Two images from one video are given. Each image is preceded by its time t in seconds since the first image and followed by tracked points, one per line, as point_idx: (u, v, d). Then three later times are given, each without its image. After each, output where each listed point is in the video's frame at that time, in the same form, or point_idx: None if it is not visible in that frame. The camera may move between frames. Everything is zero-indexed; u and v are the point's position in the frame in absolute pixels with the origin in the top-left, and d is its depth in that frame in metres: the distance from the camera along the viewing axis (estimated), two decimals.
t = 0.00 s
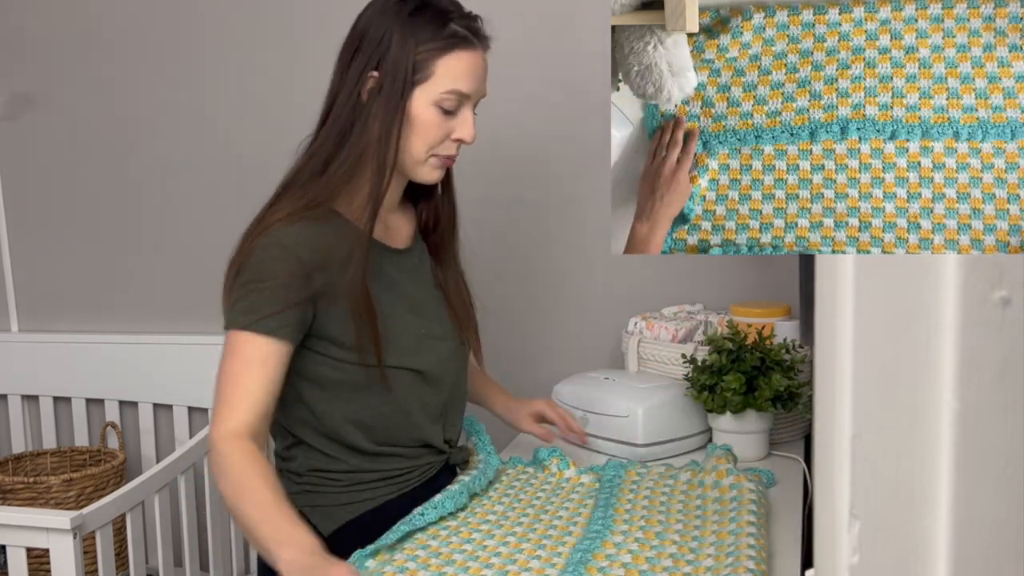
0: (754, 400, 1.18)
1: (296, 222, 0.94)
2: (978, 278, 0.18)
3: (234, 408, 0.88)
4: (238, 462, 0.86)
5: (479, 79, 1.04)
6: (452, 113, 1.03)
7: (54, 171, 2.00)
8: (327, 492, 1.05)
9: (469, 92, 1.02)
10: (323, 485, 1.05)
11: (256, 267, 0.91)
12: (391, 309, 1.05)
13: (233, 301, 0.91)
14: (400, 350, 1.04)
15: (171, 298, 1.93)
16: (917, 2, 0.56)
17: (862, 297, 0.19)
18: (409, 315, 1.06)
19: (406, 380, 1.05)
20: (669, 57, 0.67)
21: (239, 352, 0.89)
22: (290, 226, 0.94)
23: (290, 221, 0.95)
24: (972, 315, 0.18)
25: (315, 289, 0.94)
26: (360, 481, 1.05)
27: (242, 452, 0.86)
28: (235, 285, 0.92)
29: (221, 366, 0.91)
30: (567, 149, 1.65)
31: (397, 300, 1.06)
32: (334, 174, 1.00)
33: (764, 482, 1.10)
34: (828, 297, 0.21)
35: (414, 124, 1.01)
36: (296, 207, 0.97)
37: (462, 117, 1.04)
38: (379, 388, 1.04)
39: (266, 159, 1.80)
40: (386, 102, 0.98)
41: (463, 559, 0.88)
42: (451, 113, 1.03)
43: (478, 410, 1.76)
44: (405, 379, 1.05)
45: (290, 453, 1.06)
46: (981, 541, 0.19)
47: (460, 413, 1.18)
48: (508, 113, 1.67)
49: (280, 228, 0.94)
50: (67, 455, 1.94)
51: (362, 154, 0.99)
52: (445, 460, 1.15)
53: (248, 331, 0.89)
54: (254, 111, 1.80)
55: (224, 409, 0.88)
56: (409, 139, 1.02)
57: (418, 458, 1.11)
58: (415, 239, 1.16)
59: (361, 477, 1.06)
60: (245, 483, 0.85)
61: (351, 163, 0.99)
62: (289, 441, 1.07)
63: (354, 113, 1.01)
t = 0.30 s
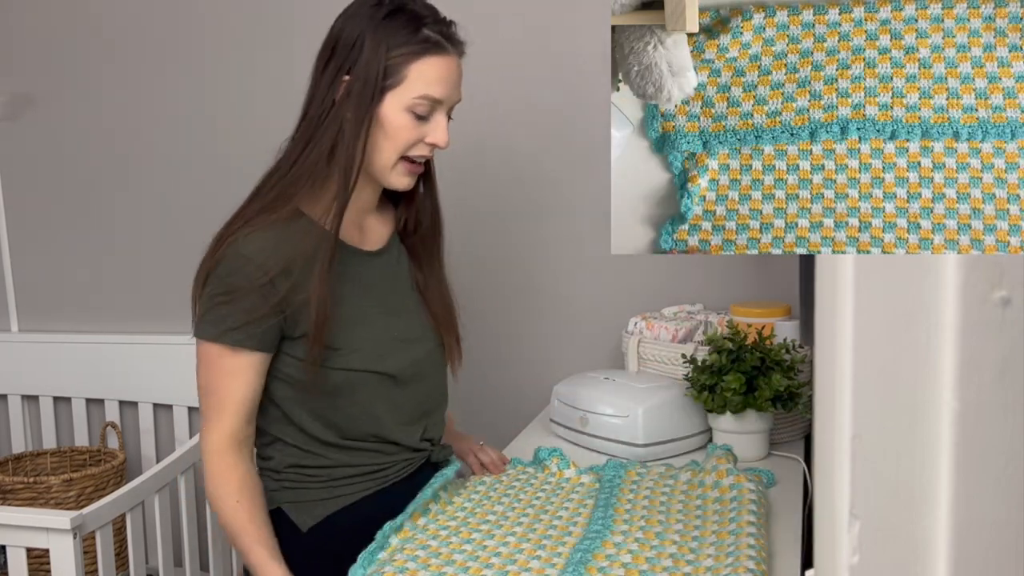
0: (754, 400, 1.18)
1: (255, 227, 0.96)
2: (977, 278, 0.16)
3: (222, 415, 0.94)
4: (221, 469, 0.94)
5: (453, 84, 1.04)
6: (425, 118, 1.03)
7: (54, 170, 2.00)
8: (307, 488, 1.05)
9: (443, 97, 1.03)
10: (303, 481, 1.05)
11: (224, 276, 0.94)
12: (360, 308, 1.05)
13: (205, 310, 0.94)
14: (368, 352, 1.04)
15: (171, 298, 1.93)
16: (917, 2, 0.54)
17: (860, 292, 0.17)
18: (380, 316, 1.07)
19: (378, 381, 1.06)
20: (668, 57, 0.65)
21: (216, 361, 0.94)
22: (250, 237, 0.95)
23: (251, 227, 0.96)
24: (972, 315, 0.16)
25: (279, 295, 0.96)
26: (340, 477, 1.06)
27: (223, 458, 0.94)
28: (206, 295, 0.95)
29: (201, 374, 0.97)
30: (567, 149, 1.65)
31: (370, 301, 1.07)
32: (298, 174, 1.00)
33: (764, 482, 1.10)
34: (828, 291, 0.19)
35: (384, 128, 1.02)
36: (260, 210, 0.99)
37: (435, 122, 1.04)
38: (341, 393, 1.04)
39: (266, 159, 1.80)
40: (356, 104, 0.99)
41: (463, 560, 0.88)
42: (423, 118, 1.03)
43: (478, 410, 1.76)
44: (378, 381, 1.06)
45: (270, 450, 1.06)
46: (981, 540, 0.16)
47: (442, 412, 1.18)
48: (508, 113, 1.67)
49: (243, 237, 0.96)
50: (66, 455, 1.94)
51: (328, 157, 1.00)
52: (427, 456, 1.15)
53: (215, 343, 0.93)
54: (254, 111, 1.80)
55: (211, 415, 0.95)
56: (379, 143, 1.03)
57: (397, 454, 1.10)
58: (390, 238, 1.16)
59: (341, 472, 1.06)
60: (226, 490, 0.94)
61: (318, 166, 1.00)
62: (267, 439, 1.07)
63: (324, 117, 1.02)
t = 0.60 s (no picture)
0: (754, 400, 1.18)
1: (254, 224, 0.97)
2: (977, 278, 0.15)
3: (234, 415, 0.91)
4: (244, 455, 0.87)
5: (431, 74, 1.04)
6: (405, 111, 1.03)
7: (54, 170, 2.00)
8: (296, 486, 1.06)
9: (420, 88, 1.02)
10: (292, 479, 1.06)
11: (215, 275, 0.94)
12: (349, 305, 1.05)
13: (200, 309, 0.93)
14: (357, 350, 1.04)
15: (171, 299, 1.93)
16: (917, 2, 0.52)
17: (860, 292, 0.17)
18: (368, 313, 1.06)
19: (367, 379, 1.06)
20: (669, 56, 0.65)
21: (221, 361, 0.93)
22: (251, 229, 0.97)
23: (246, 223, 0.97)
24: (971, 318, 0.15)
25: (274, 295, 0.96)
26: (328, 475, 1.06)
27: (243, 444, 0.88)
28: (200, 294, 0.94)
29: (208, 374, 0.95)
30: (566, 149, 1.65)
31: (360, 299, 1.07)
32: (288, 174, 1.02)
33: (765, 483, 1.10)
34: (829, 294, 0.19)
35: (366, 124, 1.02)
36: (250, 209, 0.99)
37: (416, 114, 1.03)
38: (331, 389, 1.04)
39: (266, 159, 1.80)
40: (338, 102, 0.99)
41: (464, 561, 0.88)
42: (403, 110, 1.03)
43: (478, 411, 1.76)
44: (367, 378, 1.06)
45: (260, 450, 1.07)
46: (983, 539, 0.16)
47: (432, 409, 1.18)
48: (507, 114, 1.67)
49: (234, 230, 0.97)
50: (67, 455, 1.94)
51: (316, 153, 1.01)
52: (416, 454, 1.15)
53: (222, 339, 0.92)
54: (254, 111, 1.80)
55: (225, 420, 0.91)
56: (363, 138, 1.03)
57: (387, 451, 1.11)
58: (381, 236, 1.16)
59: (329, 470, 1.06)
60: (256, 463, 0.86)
61: (306, 163, 1.01)
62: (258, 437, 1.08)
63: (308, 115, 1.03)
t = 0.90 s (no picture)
0: (754, 400, 1.18)
1: (262, 219, 0.96)
2: (977, 278, 0.15)
3: (282, 402, 0.87)
4: (307, 446, 0.84)
5: (420, 64, 1.04)
6: (395, 101, 1.03)
7: (53, 170, 2.00)
8: (296, 486, 1.05)
9: (409, 78, 1.03)
10: (292, 480, 1.04)
11: (229, 265, 0.93)
12: (355, 302, 1.06)
13: (223, 299, 0.92)
14: (365, 343, 1.05)
15: (171, 299, 1.93)
16: (917, 2, 0.52)
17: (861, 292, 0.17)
18: (374, 311, 1.07)
19: (372, 374, 1.07)
20: (669, 56, 0.62)
21: (259, 343, 0.90)
22: (253, 223, 0.96)
23: (254, 218, 0.96)
24: (971, 319, 0.15)
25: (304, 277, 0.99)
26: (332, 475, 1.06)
27: (305, 434, 0.85)
28: (219, 283, 0.93)
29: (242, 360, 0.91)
30: (566, 149, 1.65)
31: (364, 295, 1.07)
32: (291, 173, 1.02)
33: (766, 484, 1.10)
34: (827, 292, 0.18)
35: (359, 116, 1.02)
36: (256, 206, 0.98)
37: (406, 105, 1.04)
38: (339, 383, 1.04)
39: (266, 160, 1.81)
40: (329, 96, 1.00)
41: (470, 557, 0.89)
42: (393, 100, 1.03)
43: (478, 411, 1.76)
44: (373, 374, 1.07)
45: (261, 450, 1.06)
46: (981, 538, 0.16)
47: (438, 409, 1.18)
48: (507, 114, 1.68)
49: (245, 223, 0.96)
50: (67, 455, 1.94)
51: (317, 150, 1.01)
52: (422, 454, 1.16)
53: (257, 318, 0.90)
54: (254, 111, 1.80)
55: (273, 403, 0.87)
56: (354, 130, 1.03)
57: (392, 450, 1.11)
58: (383, 235, 1.16)
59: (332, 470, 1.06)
60: (328, 464, 0.83)
61: (306, 160, 1.01)
62: (257, 436, 1.07)
63: (303, 112, 1.03)
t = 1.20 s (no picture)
0: (754, 400, 1.18)
1: (279, 220, 0.95)
2: (977, 278, 0.15)
3: (288, 404, 0.87)
4: (306, 452, 0.85)
5: (439, 63, 1.04)
6: (414, 101, 1.03)
7: (53, 170, 2.00)
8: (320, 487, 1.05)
9: (427, 77, 1.02)
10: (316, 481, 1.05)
11: (249, 265, 0.92)
12: (374, 303, 1.05)
13: (242, 301, 0.91)
14: (387, 345, 1.05)
15: (171, 299, 1.93)
16: (917, 2, 0.51)
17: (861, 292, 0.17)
18: (394, 312, 1.07)
19: (394, 375, 1.07)
20: (668, 56, 0.65)
21: (269, 345, 0.89)
22: (274, 225, 0.95)
23: (273, 220, 0.95)
24: (971, 318, 0.15)
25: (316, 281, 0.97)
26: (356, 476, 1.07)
27: (307, 441, 0.85)
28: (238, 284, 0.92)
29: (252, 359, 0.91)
30: (565, 149, 1.65)
31: (382, 297, 1.07)
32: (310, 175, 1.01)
33: (766, 483, 1.10)
34: (828, 293, 0.19)
35: (377, 115, 1.02)
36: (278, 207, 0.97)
37: (425, 104, 1.03)
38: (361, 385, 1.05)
39: (266, 160, 1.81)
40: (349, 95, 0.99)
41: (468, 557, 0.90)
42: (412, 100, 1.03)
43: (478, 411, 1.76)
44: (395, 376, 1.07)
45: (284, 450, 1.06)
46: (982, 539, 0.16)
47: (453, 409, 1.19)
48: (507, 114, 1.68)
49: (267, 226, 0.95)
50: (67, 455, 1.94)
51: (337, 152, 1.01)
52: (439, 455, 1.17)
53: (275, 321, 0.89)
54: (255, 111, 1.80)
55: (278, 403, 0.87)
56: (374, 130, 1.02)
57: (411, 452, 1.12)
58: (399, 236, 1.16)
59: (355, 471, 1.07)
60: (327, 478, 0.84)
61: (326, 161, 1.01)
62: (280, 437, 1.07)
63: (321, 112, 1.03)
